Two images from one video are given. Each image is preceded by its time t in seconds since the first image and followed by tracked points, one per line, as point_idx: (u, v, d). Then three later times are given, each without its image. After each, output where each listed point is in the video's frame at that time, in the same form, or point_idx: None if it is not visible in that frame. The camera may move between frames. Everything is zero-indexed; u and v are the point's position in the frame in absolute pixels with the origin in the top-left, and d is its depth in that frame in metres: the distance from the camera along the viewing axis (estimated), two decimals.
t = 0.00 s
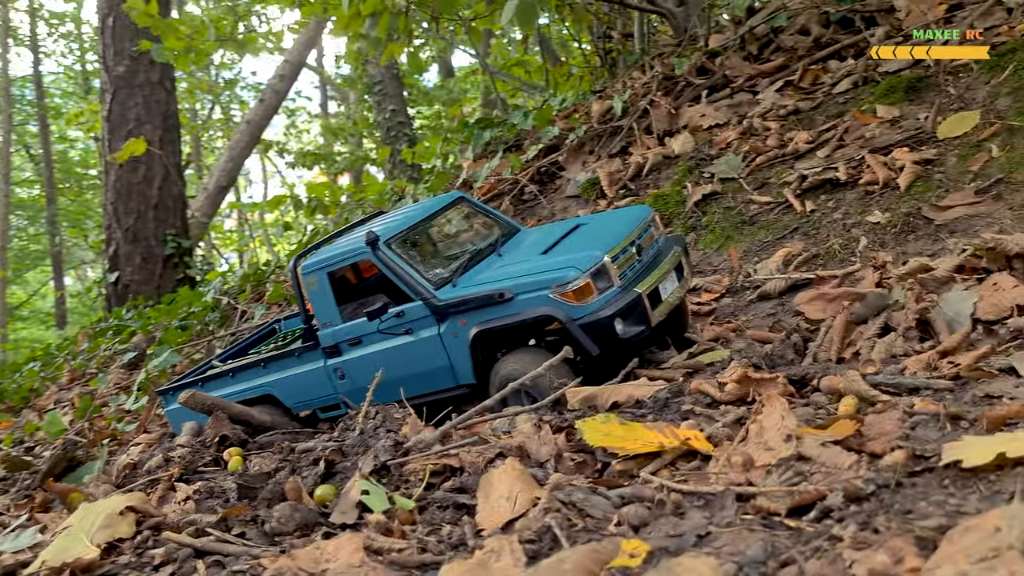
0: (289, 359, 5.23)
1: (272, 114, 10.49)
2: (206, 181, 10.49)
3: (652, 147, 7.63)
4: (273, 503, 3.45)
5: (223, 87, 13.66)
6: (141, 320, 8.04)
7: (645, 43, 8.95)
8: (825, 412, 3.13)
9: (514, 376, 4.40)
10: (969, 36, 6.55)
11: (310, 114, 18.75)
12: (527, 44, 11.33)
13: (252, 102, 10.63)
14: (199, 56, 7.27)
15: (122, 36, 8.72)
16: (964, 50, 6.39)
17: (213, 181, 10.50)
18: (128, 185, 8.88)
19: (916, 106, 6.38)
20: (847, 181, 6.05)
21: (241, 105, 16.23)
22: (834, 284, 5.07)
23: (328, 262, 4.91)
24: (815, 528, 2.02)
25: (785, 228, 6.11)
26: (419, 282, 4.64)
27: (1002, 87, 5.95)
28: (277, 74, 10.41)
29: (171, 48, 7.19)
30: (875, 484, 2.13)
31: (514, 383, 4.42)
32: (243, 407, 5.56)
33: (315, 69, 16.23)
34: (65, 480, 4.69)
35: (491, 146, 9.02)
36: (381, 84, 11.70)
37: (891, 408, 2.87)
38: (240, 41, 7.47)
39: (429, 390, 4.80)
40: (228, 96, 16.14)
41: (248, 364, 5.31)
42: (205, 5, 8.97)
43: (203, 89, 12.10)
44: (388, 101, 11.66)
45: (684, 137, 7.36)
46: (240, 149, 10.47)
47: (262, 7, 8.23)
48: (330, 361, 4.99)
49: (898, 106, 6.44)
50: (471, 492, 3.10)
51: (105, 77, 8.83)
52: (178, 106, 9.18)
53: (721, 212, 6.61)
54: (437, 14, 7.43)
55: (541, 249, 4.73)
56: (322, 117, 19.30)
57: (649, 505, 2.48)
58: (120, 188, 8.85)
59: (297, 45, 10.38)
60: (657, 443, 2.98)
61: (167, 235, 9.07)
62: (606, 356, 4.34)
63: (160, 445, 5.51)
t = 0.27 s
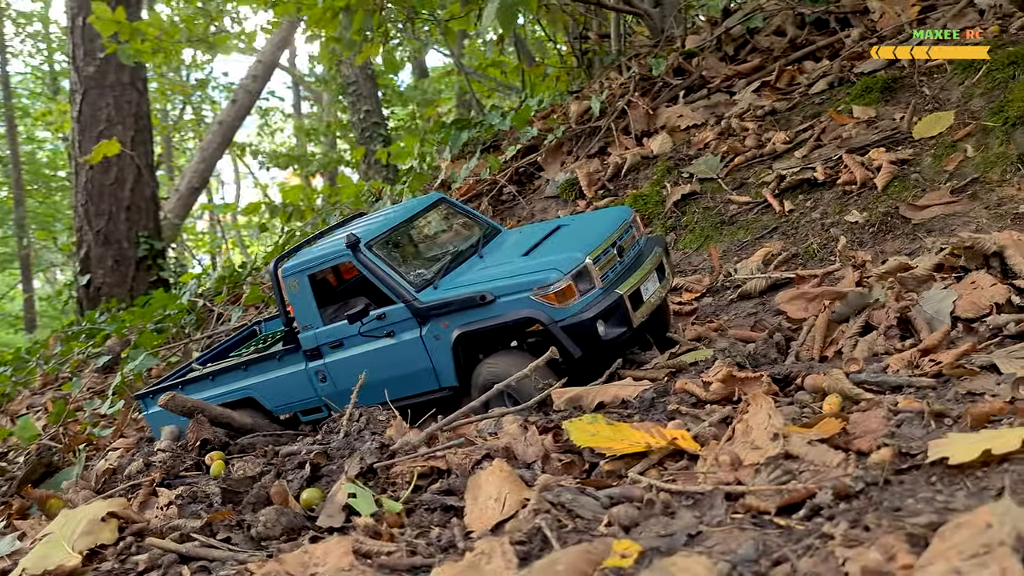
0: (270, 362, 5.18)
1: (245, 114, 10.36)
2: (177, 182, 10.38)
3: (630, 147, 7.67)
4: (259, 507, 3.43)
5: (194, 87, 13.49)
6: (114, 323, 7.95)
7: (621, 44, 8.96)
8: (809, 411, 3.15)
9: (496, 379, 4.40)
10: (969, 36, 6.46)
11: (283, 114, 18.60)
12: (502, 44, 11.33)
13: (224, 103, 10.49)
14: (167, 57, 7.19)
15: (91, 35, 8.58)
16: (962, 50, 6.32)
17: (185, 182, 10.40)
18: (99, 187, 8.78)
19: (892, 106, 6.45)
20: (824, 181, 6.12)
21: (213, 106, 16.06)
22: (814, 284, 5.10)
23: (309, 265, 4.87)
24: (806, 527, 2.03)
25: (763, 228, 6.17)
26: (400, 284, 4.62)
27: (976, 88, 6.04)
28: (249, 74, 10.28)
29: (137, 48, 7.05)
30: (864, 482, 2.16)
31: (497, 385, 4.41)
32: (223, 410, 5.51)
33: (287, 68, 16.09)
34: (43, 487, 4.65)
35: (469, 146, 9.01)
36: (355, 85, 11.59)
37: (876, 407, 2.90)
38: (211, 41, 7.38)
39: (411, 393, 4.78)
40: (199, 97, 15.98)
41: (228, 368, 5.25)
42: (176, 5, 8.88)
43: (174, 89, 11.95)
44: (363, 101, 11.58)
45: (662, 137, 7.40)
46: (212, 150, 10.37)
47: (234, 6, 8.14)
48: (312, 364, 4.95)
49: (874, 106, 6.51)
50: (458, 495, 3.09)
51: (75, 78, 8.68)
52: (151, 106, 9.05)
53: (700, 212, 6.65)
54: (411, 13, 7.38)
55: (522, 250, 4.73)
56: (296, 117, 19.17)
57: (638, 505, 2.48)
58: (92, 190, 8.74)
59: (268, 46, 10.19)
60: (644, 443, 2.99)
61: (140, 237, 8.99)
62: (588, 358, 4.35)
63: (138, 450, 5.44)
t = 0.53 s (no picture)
0: (262, 366, 5.14)
1: (223, 114, 10.33)
2: (154, 184, 10.17)
3: (617, 147, 7.68)
4: (256, 512, 3.39)
5: (171, 87, 13.36)
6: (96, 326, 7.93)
7: (606, 44, 9.09)
8: (809, 411, 3.16)
9: (492, 382, 4.37)
10: (969, 36, 6.40)
11: (262, 114, 18.50)
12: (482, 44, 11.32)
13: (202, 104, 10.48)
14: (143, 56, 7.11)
15: (68, 34, 8.52)
16: (963, 50, 6.26)
17: (163, 183, 10.29)
18: (76, 188, 8.68)
19: (879, 106, 6.48)
20: (813, 181, 6.14)
21: (189, 106, 15.91)
22: (807, 283, 5.12)
23: (301, 268, 4.83)
24: (816, 527, 2.03)
25: (753, 228, 6.18)
26: (395, 287, 4.58)
27: (962, 88, 6.08)
28: (227, 74, 10.26)
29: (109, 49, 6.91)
30: (872, 482, 2.17)
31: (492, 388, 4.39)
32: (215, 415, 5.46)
33: (266, 68, 16.00)
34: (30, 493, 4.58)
35: (454, 147, 8.99)
36: (335, 86, 11.54)
37: (877, 406, 2.91)
38: (190, 41, 7.32)
39: (406, 396, 4.75)
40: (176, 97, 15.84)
41: (220, 372, 5.20)
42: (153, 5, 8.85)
43: (152, 89, 11.85)
44: (343, 102, 11.52)
45: (650, 137, 7.41)
46: (191, 151, 10.27)
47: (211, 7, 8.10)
48: (305, 368, 4.91)
49: (861, 106, 6.54)
50: (459, 498, 3.07)
51: (51, 78, 8.62)
52: (129, 106, 9.01)
53: (689, 212, 6.67)
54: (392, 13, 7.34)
55: (516, 251, 4.71)
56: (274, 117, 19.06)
57: (643, 507, 2.47)
58: (69, 191, 8.65)
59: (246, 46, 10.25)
60: (647, 444, 2.98)
61: (118, 238, 8.90)
62: (585, 358, 4.33)
63: (126, 455, 5.37)
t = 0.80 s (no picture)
0: (259, 369, 5.11)
1: (205, 114, 10.28)
2: (136, 185, 10.18)
3: (609, 147, 7.68)
4: (258, 517, 3.36)
5: (152, 87, 13.24)
6: (83, 328, 7.92)
7: (595, 44, 9.10)
8: (814, 411, 3.15)
9: (491, 384, 4.35)
10: (970, 36, 6.35)
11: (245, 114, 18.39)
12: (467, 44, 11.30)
13: (184, 104, 10.41)
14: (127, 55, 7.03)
15: (50, 33, 8.46)
16: (965, 50, 6.20)
17: (144, 184, 10.20)
18: (58, 189, 8.64)
19: (871, 106, 6.49)
20: (807, 181, 6.16)
21: (170, 105, 15.77)
22: (805, 283, 5.12)
23: (297, 270, 4.79)
24: (833, 529, 2.03)
25: (748, 228, 6.19)
26: (393, 288, 4.55)
27: (954, 88, 6.10)
28: (209, 74, 10.20)
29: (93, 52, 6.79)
30: (887, 483, 2.16)
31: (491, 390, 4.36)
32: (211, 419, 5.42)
33: (249, 68, 15.91)
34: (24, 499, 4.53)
35: (443, 147, 8.96)
36: (320, 85, 11.50)
37: (884, 406, 2.91)
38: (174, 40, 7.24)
39: (405, 398, 4.72)
40: (156, 96, 15.70)
41: (216, 375, 5.17)
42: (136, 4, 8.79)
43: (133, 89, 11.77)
44: (327, 101, 11.48)
45: (641, 137, 7.42)
46: (173, 151, 10.22)
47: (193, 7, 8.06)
48: (303, 370, 4.88)
49: (853, 106, 6.56)
50: (466, 501, 3.05)
51: (33, 77, 8.56)
52: (111, 106, 8.97)
53: (683, 212, 6.68)
54: (377, 13, 7.31)
55: (515, 252, 4.68)
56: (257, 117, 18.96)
57: (654, 509, 2.46)
58: (51, 191, 8.59)
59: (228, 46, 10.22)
60: (654, 446, 2.96)
61: (101, 239, 8.85)
62: (585, 359, 4.31)
63: (118, 460, 5.30)
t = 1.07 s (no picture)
0: (256, 370, 5.08)
1: (190, 114, 10.22)
2: (120, 186, 10.13)
3: (601, 147, 7.69)
4: (260, 520, 3.34)
5: (136, 86, 13.14)
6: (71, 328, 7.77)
7: (585, 44, 9.12)
8: (817, 412, 3.16)
9: (491, 384, 4.35)
10: (970, 36, 6.31)
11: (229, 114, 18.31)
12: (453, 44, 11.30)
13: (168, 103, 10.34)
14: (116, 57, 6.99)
15: (35, 33, 8.41)
16: (964, 50, 6.16)
17: (128, 185, 10.13)
18: (43, 189, 8.59)
19: (863, 106, 6.52)
20: (801, 181, 6.18)
21: (154, 104, 15.67)
22: (802, 283, 5.13)
23: (295, 271, 4.77)
24: (843, 531, 2.05)
25: (742, 228, 6.21)
26: (392, 288, 4.54)
27: (945, 88, 6.13)
28: (193, 74, 10.16)
29: (84, 58, 6.75)
30: (896, 484, 2.18)
31: (492, 389, 4.36)
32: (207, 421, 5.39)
33: (234, 68, 15.84)
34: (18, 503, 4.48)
35: (434, 147, 8.95)
36: (306, 85, 11.46)
37: (887, 406, 2.92)
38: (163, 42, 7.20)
39: (404, 398, 4.71)
40: (140, 96, 15.59)
41: (213, 377, 5.14)
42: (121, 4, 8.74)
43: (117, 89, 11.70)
44: (314, 101, 11.44)
45: (633, 137, 7.43)
46: (157, 151, 10.15)
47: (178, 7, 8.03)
48: (301, 371, 4.86)
49: (845, 107, 6.58)
50: (470, 503, 3.05)
51: (17, 77, 8.51)
52: (97, 106, 8.93)
53: (677, 212, 6.70)
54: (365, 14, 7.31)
55: (514, 252, 4.68)
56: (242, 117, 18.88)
57: (662, 510, 2.46)
58: (36, 192, 8.55)
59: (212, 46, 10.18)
60: (658, 447, 2.96)
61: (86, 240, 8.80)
62: (586, 358, 4.31)
63: (112, 462, 5.27)
